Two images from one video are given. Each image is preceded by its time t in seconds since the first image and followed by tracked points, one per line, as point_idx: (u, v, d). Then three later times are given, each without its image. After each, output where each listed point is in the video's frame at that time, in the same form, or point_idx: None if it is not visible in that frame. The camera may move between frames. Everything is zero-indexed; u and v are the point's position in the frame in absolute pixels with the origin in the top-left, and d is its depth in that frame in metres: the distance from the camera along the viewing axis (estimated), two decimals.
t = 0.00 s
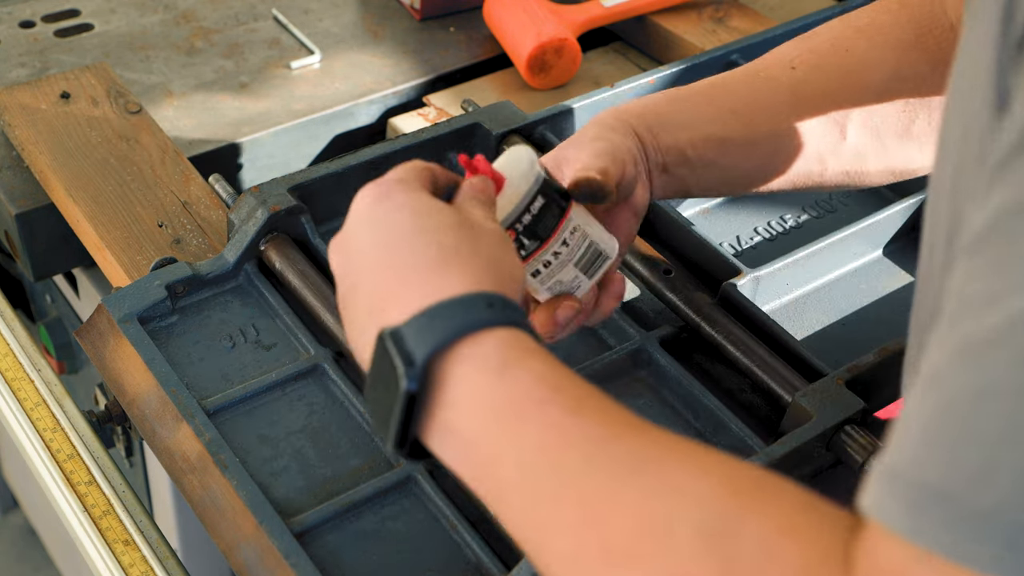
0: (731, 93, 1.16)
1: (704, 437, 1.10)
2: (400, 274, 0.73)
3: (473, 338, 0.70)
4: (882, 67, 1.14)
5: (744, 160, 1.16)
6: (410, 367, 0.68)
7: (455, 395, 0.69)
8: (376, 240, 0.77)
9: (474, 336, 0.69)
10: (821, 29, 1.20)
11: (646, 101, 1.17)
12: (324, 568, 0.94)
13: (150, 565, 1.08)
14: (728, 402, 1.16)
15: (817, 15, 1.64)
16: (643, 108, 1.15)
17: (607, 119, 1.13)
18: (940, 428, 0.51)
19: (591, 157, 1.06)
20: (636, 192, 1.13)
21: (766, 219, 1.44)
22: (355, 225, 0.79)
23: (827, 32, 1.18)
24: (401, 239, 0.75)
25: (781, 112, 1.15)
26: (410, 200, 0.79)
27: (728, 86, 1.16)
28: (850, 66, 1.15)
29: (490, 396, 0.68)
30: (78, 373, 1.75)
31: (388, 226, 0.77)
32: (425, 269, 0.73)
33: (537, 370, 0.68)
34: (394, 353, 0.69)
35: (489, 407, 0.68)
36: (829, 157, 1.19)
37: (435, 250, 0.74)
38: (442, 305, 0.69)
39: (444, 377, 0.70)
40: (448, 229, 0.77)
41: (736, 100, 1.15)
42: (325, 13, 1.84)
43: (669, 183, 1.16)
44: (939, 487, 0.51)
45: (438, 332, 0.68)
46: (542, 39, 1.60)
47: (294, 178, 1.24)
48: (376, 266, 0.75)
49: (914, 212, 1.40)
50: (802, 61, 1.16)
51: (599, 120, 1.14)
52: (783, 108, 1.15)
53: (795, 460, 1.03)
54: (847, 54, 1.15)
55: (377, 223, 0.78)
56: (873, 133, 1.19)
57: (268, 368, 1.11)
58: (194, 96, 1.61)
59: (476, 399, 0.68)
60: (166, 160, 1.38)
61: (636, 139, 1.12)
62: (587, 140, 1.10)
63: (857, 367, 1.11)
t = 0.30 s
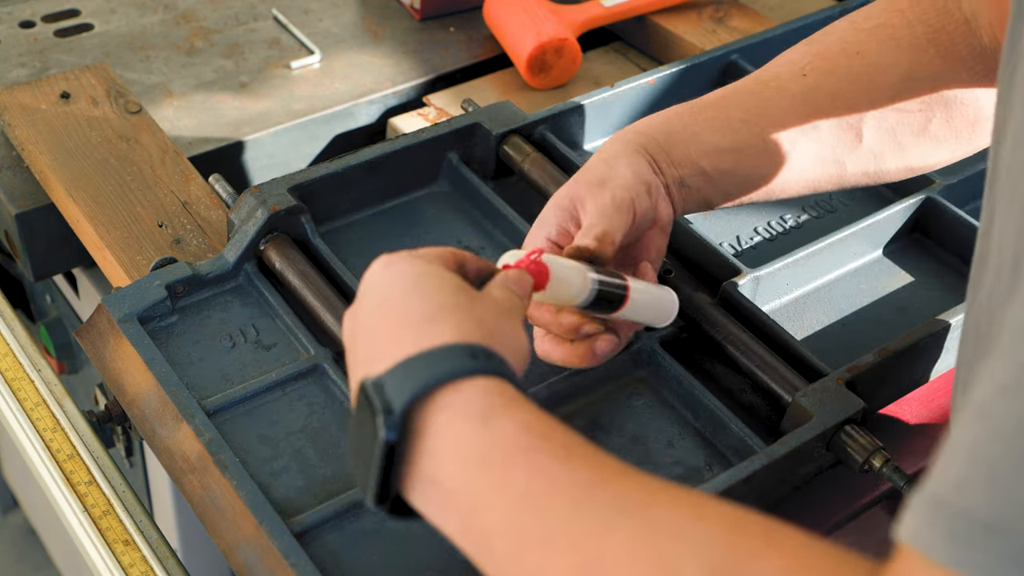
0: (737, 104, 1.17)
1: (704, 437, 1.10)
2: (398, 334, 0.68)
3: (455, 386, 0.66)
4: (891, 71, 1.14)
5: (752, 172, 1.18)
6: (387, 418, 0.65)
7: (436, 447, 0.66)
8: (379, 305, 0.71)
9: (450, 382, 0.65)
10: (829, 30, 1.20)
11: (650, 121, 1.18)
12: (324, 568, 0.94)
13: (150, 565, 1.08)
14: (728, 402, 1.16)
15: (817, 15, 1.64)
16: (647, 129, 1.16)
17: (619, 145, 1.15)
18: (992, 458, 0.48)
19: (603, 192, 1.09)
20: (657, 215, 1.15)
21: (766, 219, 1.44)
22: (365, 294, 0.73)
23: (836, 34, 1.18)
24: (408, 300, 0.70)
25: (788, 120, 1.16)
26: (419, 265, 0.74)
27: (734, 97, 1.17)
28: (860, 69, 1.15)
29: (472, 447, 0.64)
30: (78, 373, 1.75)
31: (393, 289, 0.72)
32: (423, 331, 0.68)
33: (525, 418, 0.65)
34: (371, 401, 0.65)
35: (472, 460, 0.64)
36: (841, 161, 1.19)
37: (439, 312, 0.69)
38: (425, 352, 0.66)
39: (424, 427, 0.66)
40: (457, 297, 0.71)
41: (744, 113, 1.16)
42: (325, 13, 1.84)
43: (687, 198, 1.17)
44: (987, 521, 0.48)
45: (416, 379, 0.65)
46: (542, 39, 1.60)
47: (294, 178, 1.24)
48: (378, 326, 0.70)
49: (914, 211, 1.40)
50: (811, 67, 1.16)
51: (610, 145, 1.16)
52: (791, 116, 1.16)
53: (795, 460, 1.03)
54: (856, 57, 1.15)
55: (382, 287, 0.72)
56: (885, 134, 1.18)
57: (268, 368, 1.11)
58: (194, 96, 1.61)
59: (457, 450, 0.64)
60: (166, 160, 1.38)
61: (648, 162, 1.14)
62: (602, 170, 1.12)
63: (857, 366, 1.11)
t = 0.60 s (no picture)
0: (795, 125, 1.13)
1: (703, 437, 1.10)
2: (441, 375, 0.69)
3: (551, 413, 0.66)
4: (951, 91, 1.08)
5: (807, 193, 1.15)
6: (488, 449, 0.63)
7: (541, 474, 0.65)
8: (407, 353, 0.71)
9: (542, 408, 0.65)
10: (893, 46, 1.14)
11: (704, 138, 1.16)
12: (324, 568, 0.95)
13: (150, 565, 1.08)
14: (728, 403, 1.16)
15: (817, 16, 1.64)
16: (701, 149, 1.14)
17: (676, 171, 1.12)
18: None
19: (638, 220, 1.07)
20: (683, 241, 1.14)
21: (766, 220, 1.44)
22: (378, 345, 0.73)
23: (899, 52, 1.12)
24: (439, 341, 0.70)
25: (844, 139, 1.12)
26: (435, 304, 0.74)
27: (793, 119, 1.13)
28: (923, 89, 1.09)
29: (574, 477, 0.64)
30: (78, 373, 1.75)
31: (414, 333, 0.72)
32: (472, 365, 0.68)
33: (617, 447, 0.65)
34: (467, 434, 0.63)
35: (576, 491, 0.64)
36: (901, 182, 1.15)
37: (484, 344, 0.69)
38: (513, 381, 0.65)
39: (522, 454, 0.66)
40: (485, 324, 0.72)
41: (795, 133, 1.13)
42: (325, 13, 1.84)
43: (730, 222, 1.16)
44: None
45: (511, 409, 0.64)
46: (542, 39, 1.60)
47: (294, 178, 1.24)
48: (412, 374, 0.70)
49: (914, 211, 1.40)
50: (872, 86, 1.11)
51: (666, 164, 1.13)
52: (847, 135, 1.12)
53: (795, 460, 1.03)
54: (917, 77, 1.09)
55: (400, 336, 0.72)
56: (949, 156, 1.12)
57: (268, 368, 1.11)
58: (194, 96, 1.61)
59: (561, 480, 0.64)
60: (166, 161, 1.38)
61: (693, 196, 1.11)
62: (647, 193, 1.10)
63: (857, 366, 1.11)
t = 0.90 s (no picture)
0: (824, 125, 1.11)
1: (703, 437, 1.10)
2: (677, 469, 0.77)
3: (823, 499, 0.69)
4: (977, 92, 1.08)
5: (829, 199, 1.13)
6: (773, 535, 0.68)
7: (822, 563, 0.68)
8: (630, 457, 0.79)
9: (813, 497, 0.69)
10: (917, 48, 1.14)
11: (733, 140, 1.13)
12: (324, 568, 0.95)
13: (150, 565, 1.09)
14: (728, 403, 1.16)
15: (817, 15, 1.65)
16: (728, 155, 1.11)
17: (707, 185, 1.09)
18: None
19: (667, 250, 1.07)
20: (717, 253, 1.13)
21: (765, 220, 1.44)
22: (582, 452, 0.82)
23: (922, 53, 1.12)
24: (660, 442, 0.78)
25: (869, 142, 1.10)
26: (635, 403, 0.81)
27: (819, 117, 1.12)
28: (949, 88, 1.09)
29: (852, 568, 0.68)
30: (78, 373, 1.75)
31: (625, 436, 0.80)
32: (702, 463, 0.76)
33: (887, 539, 0.68)
34: (741, 519, 0.69)
35: None
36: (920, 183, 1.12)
37: (702, 440, 0.77)
38: (774, 473, 0.70)
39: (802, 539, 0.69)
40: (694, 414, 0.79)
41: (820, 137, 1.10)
42: (325, 13, 1.84)
43: (752, 221, 1.15)
44: None
45: (786, 496, 0.69)
46: (542, 39, 1.60)
47: (294, 178, 1.24)
48: (638, 477, 0.78)
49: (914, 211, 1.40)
50: (900, 86, 1.11)
51: (694, 175, 1.10)
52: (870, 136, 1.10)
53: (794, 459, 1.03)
54: (942, 77, 1.09)
55: (615, 440, 0.80)
56: (972, 157, 1.11)
57: (268, 368, 1.11)
58: (194, 96, 1.61)
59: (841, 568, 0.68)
60: (166, 161, 1.38)
61: (723, 212, 1.10)
62: (677, 214, 1.08)
63: (856, 367, 1.11)
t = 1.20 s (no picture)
0: (780, 123, 1.12)
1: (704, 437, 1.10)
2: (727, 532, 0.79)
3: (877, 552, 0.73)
4: (928, 77, 1.12)
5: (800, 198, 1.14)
6: None
7: None
8: (680, 526, 0.81)
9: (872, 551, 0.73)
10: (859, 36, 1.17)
11: (693, 147, 1.13)
12: (324, 568, 0.95)
13: (150, 565, 1.09)
14: (728, 403, 1.16)
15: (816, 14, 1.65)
16: (693, 160, 1.11)
17: (672, 198, 1.09)
18: None
19: (645, 272, 1.06)
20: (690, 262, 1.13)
21: (766, 220, 1.44)
22: (631, 525, 0.83)
23: (868, 41, 1.15)
24: (707, 507, 0.80)
25: (834, 137, 1.12)
26: (674, 467, 0.83)
27: (779, 114, 1.13)
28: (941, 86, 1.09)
29: None
30: (78, 373, 1.75)
31: (671, 503, 0.82)
32: (752, 524, 0.78)
33: None
34: None
35: None
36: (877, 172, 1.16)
37: (748, 500, 0.79)
38: (830, 528, 0.74)
39: None
40: (734, 471, 0.82)
41: (784, 135, 1.12)
42: (325, 13, 1.84)
43: (717, 224, 1.16)
44: None
45: (842, 557, 0.72)
46: (542, 39, 1.60)
47: (294, 178, 1.24)
48: (690, 545, 0.80)
49: (914, 211, 1.40)
50: (850, 79, 1.13)
51: (659, 189, 1.10)
52: (833, 132, 1.12)
53: (795, 459, 1.03)
54: (892, 66, 1.12)
55: (662, 509, 0.82)
56: (923, 143, 1.15)
57: (268, 368, 1.11)
58: (194, 96, 1.61)
59: None
60: (166, 161, 1.38)
61: (691, 222, 1.09)
62: (649, 233, 1.08)
63: (856, 366, 1.10)
